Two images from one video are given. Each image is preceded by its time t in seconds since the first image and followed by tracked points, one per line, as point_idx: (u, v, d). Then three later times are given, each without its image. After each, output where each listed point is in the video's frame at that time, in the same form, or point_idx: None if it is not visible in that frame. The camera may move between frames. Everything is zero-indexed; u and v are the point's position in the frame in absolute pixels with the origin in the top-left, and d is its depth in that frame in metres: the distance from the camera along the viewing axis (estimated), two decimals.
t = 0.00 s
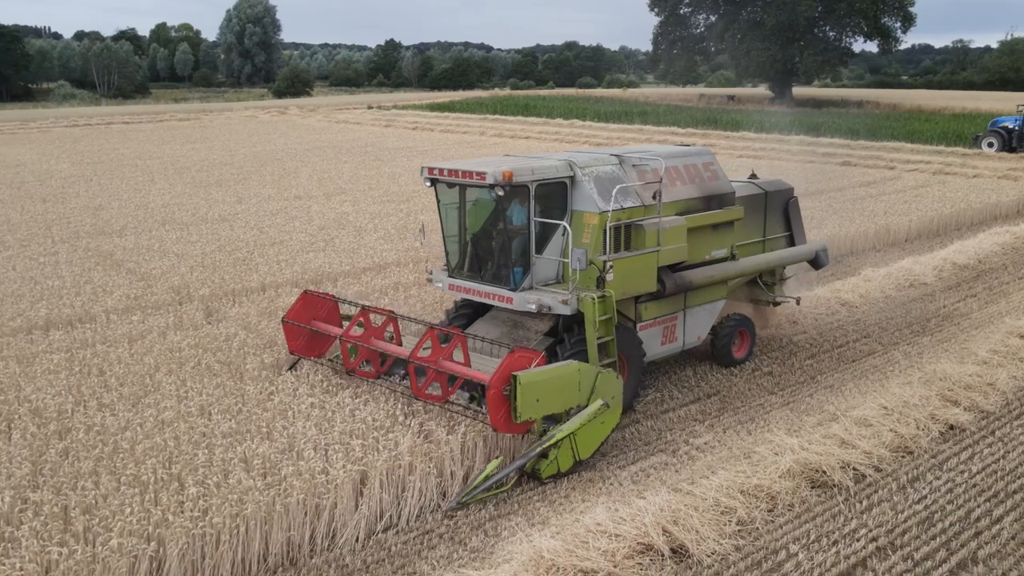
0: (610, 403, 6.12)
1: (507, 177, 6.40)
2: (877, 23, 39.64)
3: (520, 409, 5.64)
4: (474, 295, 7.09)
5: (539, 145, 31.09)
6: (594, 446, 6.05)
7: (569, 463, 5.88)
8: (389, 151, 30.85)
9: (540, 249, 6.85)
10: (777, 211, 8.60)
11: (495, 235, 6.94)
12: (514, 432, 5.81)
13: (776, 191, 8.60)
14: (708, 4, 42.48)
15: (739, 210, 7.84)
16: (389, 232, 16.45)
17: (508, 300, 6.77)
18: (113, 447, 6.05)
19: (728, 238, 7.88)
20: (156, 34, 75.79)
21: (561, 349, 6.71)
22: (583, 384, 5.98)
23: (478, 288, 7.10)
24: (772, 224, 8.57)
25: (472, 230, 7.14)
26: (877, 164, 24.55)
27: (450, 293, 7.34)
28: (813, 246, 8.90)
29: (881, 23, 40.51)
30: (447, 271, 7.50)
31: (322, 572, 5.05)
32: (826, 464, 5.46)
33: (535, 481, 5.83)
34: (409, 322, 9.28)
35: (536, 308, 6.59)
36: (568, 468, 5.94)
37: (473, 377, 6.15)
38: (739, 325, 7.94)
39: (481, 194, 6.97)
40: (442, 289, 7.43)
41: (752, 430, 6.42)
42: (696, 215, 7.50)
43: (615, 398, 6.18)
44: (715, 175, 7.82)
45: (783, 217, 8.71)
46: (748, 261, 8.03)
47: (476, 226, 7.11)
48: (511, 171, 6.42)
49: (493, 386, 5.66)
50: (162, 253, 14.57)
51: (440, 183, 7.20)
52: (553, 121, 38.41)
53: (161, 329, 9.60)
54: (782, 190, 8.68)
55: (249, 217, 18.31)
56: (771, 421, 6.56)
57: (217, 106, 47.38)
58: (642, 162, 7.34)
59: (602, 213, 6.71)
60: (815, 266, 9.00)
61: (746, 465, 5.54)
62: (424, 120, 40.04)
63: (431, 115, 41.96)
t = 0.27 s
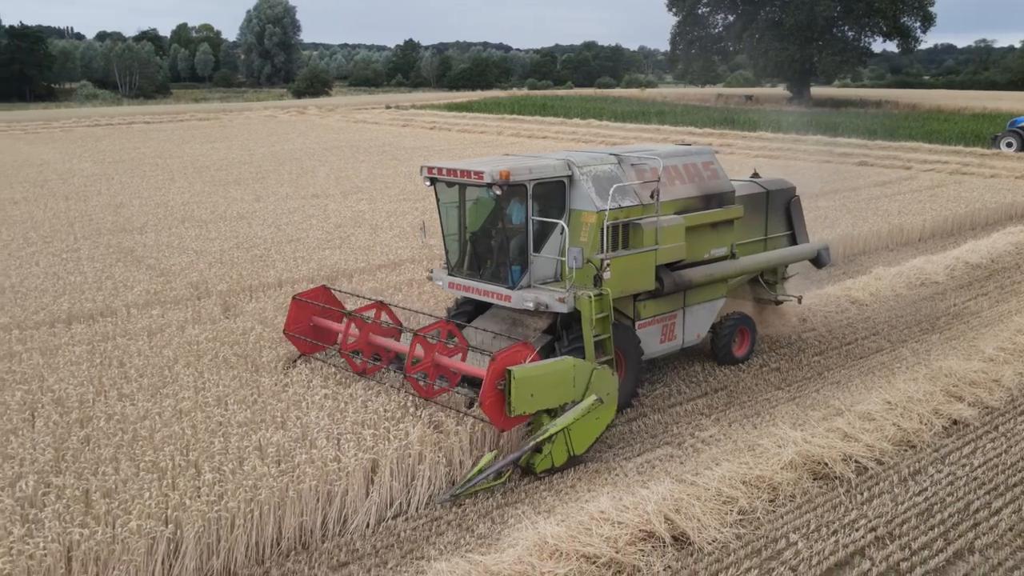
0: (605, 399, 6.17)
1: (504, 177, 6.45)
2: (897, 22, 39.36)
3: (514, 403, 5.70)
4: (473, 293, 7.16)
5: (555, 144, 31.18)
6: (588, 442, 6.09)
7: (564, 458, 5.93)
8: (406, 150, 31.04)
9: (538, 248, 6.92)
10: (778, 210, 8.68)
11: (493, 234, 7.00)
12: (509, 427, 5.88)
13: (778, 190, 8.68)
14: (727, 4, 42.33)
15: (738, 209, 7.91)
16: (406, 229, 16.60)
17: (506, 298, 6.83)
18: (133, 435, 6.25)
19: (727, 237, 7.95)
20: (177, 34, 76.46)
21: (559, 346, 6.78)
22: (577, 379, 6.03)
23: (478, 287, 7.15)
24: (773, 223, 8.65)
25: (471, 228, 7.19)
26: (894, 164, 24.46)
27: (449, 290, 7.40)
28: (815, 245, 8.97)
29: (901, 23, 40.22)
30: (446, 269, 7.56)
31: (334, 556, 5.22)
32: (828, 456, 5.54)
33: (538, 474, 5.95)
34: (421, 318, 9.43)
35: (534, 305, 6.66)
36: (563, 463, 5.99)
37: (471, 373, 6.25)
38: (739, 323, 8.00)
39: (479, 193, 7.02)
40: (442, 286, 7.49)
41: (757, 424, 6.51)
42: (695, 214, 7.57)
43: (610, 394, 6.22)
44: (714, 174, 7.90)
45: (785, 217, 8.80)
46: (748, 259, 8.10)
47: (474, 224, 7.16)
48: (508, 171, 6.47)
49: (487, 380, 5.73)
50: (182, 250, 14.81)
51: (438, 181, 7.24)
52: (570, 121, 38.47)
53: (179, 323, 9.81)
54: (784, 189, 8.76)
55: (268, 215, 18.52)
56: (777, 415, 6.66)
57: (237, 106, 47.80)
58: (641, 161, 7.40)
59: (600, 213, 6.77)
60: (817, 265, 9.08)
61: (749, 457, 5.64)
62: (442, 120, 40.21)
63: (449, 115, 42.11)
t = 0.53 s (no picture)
0: (600, 395, 6.25)
1: (503, 175, 6.58)
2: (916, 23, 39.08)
3: (508, 398, 5.84)
4: (473, 290, 7.25)
5: (571, 143, 31.22)
6: (583, 436, 6.18)
7: (559, 452, 6.04)
8: (423, 149, 31.22)
9: (538, 246, 7.01)
10: (780, 210, 8.73)
11: (494, 232, 7.11)
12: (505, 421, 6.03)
13: (780, 190, 8.75)
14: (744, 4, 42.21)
15: (738, 208, 7.98)
16: (421, 228, 16.75)
17: (505, 295, 6.93)
18: (152, 425, 6.44)
19: (728, 237, 8.02)
20: (197, 35, 77.09)
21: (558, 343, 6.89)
22: (573, 375, 6.13)
23: (478, 284, 7.25)
24: (776, 222, 8.71)
25: (472, 226, 7.30)
26: (910, 164, 24.39)
27: (450, 288, 7.50)
28: (818, 245, 9.03)
29: (921, 23, 39.92)
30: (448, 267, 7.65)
31: (345, 541, 5.38)
32: (830, 449, 5.63)
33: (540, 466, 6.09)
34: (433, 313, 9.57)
35: (532, 303, 6.75)
36: (560, 458, 6.10)
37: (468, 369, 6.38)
38: (740, 323, 8.04)
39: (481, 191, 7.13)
40: (443, 284, 7.59)
41: (763, 419, 6.60)
42: (695, 213, 7.65)
43: (606, 390, 6.30)
44: (715, 173, 7.98)
45: (787, 216, 8.86)
46: (749, 259, 8.17)
47: (475, 222, 7.27)
48: (508, 169, 6.58)
49: (481, 375, 5.90)
50: (200, 247, 15.04)
51: (440, 180, 7.35)
52: (586, 121, 38.51)
53: (197, 317, 10.01)
54: (786, 189, 8.83)
55: (286, 214, 18.72)
56: (783, 410, 6.75)
57: (256, 106, 48.21)
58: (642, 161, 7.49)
59: (599, 211, 6.86)
60: (818, 264, 9.15)
61: (753, 450, 5.74)
62: (458, 120, 40.37)
63: (466, 115, 42.25)
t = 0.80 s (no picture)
0: (598, 387, 6.38)
1: (504, 174, 6.67)
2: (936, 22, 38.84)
3: (509, 388, 5.93)
4: (476, 287, 7.36)
5: (587, 142, 31.28)
6: (581, 429, 6.30)
7: (558, 443, 6.15)
8: (439, 148, 31.38)
9: (539, 244, 7.07)
10: (785, 208, 8.81)
11: (496, 230, 7.20)
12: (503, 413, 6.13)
13: (784, 188, 8.83)
14: (762, 3, 42.11)
15: (741, 206, 8.06)
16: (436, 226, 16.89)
17: (507, 292, 7.02)
18: (172, 413, 6.62)
19: (730, 235, 8.11)
20: (217, 35, 77.70)
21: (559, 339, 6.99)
22: (572, 367, 6.25)
23: (481, 282, 7.35)
24: (779, 220, 8.78)
25: (474, 224, 7.39)
26: (927, 164, 24.32)
27: (454, 285, 7.61)
28: (821, 243, 9.10)
29: (940, 23, 39.69)
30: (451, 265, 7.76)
31: (359, 526, 5.54)
32: (835, 441, 5.73)
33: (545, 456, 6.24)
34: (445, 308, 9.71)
35: (533, 300, 6.83)
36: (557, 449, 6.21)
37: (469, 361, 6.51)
38: (742, 320, 8.13)
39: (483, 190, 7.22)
40: (447, 281, 7.70)
41: (770, 412, 6.71)
42: (697, 211, 7.73)
43: (604, 384, 6.44)
44: (717, 172, 8.06)
45: (791, 214, 8.93)
46: (751, 256, 8.25)
47: (478, 220, 7.37)
48: (509, 168, 6.68)
49: (481, 366, 6.00)
50: (219, 243, 15.26)
51: (444, 179, 7.46)
52: (603, 121, 38.53)
53: (217, 311, 10.22)
54: (790, 187, 8.90)
55: (303, 212, 18.93)
56: (789, 404, 6.85)
57: (275, 106, 48.58)
58: (644, 160, 7.58)
59: (600, 209, 6.95)
60: (823, 262, 9.21)
61: (758, 442, 5.84)
62: (475, 120, 40.52)
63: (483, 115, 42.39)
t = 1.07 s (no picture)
0: (600, 379, 6.46)
1: (510, 172, 6.80)
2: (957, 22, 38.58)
3: (511, 374, 6.08)
4: (482, 284, 7.48)
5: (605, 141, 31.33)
6: (581, 419, 6.40)
7: (558, 433, 6.26)
8: (457, 147, 31.54)
9: (544, 241, 7.17)
10: (790, 207, 8.89)
11: (503, 227, 7.33)
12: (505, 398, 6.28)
13: (790, 188, 8.91)
14: (781, 3, 41.99)
15: (745, 205, 8.15)
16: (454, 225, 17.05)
17: (512, 289, 7.14)
18: (194, 403, 6.81)
19: (735, 235, 8.20)
20: (238, 36, 78.35)
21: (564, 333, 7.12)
22: (575, 358, 6.35)
23: (487, 278, 7.47)
24: (785, 220, 8.86)
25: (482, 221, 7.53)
26: (945, 164, 24.22)
27: (461, 282, 7.74)
28: (827, 242, 9.17)
29: (962, 23, 39.37)
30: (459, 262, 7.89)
31: (374, 513, 5.70)
32: (841, 435, 5.82)
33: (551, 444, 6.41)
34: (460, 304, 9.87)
35: (538, 297, 6.95)
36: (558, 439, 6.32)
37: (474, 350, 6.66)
38: (747, 319, 8.19)
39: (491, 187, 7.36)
40: (454, 278, 7.84)
41: (779, 407, 6.81)
42: (701, 211, 7.82)
43: (607, 376, 6.52)
44: (723, 172, 8.14)
45: (797, 214, 9.01)
46: (756, 256, 8.34)
47: (485, 218, 7.50)
48: (514, 166, 6.81)
49: (485, 352, 6.15)
50: (239, 240, 15.52)
51: (453, 177, 7.60)
52: (621, 121, 38.57)
53: (237, 306, 10.43)
54: (796, 187, 8.98)
55: (322, 210, 19.15)
56: (798, 399, 6.95)
57: (294, 106, 48.98)
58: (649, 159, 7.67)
59: (604, 207, 7.04)
60: (829, 262, 9.28)
61: (765, 435, 5.95)
62: (493, 120, 40.68)
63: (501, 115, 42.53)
